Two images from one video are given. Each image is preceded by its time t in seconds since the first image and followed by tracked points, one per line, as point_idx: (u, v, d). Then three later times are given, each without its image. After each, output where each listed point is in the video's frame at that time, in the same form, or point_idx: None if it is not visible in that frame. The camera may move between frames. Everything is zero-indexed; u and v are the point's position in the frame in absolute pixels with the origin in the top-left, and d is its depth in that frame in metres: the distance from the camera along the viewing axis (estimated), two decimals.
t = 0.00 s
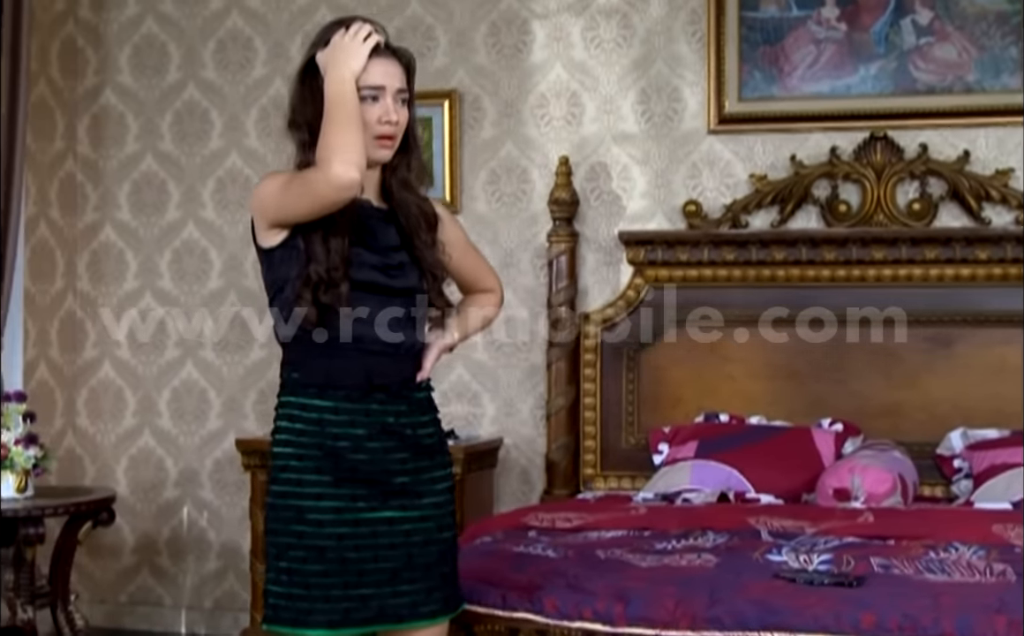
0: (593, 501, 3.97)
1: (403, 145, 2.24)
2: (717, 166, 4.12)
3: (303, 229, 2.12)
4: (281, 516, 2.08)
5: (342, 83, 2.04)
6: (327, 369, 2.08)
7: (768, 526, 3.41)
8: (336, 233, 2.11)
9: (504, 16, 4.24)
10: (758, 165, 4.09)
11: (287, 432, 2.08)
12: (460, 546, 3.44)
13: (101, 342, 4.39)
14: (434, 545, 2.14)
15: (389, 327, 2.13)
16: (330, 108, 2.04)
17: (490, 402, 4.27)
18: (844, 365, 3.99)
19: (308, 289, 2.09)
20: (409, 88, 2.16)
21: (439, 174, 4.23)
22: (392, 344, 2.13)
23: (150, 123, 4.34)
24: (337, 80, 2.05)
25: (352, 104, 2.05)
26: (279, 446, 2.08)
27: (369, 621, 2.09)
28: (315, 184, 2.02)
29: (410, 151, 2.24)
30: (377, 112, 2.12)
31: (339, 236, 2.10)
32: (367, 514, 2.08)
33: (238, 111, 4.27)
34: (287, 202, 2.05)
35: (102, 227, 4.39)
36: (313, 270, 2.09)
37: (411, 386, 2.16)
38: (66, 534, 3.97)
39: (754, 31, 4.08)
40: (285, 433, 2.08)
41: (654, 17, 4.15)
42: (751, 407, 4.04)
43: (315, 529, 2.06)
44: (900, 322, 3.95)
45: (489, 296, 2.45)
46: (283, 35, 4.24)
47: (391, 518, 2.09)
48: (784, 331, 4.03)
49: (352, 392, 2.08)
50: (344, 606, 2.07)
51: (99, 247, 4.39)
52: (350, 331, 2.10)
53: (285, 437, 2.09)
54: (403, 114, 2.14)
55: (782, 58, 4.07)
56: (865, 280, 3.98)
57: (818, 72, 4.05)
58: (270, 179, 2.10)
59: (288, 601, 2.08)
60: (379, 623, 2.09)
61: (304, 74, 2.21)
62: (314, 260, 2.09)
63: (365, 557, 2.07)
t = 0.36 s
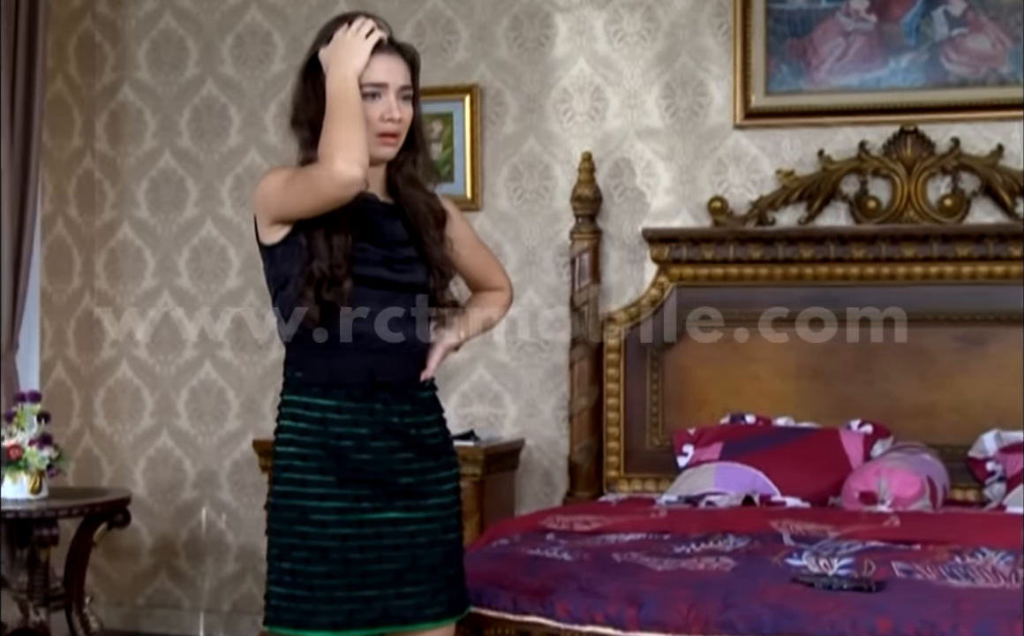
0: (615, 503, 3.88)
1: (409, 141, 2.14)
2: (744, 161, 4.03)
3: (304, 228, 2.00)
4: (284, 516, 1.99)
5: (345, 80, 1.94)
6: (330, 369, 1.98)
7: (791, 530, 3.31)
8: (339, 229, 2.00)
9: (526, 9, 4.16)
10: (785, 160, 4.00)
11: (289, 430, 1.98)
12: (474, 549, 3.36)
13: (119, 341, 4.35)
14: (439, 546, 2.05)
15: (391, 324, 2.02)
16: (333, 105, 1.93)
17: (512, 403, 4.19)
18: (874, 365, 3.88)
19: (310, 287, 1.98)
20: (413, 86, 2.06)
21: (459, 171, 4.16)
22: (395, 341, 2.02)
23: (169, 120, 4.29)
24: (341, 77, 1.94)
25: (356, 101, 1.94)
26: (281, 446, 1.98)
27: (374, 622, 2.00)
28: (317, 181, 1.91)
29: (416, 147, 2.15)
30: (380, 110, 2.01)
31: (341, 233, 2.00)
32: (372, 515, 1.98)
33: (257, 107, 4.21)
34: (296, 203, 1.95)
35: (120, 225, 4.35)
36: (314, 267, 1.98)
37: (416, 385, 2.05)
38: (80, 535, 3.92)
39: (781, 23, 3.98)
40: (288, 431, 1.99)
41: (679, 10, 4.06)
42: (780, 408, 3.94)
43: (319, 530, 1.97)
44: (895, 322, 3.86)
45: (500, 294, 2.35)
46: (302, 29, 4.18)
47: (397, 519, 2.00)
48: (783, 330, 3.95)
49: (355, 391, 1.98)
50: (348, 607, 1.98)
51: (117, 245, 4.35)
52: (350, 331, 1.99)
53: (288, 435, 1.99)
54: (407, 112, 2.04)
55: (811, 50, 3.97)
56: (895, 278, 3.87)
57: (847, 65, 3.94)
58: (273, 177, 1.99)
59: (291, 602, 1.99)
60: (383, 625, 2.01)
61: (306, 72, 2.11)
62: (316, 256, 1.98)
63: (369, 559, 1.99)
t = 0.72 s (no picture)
0: (635, 504, 3.83)
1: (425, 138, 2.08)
2: (767, 158, 3.98)
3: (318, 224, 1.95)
4: (296, 514, 1.93)
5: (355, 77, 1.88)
6: (343, 366, 1.92)
7: (811, 532, 3.25)
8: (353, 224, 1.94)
9: (547, 5, 4.13)
10: (809, 157, 3.94)
11: (301, 427, 1.92)
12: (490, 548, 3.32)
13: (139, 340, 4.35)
14: (452, 545, 1.99)
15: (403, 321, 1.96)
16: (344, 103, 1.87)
17: (533, 402, 4.15)
18: (900, 365, 3.81)
19: (323, 283, 1.92)
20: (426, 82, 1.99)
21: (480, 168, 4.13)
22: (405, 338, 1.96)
23: (189, 117, 4.29)
24: (350, 75, 1.88)
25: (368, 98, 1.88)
26: (294, 443, 1.92)
27: (386, 622, 1.94)
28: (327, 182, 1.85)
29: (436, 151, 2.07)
30: (390, 108, 1.95)
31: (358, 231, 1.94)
32: (384, 514, 1.92)
33: (277, 104, 4.19)
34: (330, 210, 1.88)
35: (140, 223, 4.35)
36: (328, 263, 1.92)
37: (430, 384, 1.99)
38: (98, 534, 3.91)
39: (805, 18, 3.93)
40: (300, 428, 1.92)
41: (701, 5, 4.02)
42: (806, 408, 3.88)
43: (331, 528, 1.91)
44: (901, 321, 3.82)
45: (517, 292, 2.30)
46: (322, 26, 4.16)
47: (409, 517, 1.94)
48: (784, 330, 3.91)
49: (368, 390, 1.92)
50: (361, 607, 1.92)
51: (138, 244, 4.35)
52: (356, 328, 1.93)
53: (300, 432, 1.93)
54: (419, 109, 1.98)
55: (835, 46, 3.92)
56: (920, 276, 3.81)
57: (872, 60, 3.89)
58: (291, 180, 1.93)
59: (301, 602, 1.93)
60: (396, 624, 1.94)
61: (316, 72, 2.04)
62: (328, 253, 1.93)
63: (381, 557, 1.93)
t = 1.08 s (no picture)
0: (654, 505, 3.79)
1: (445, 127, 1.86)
2: (788, 155, 3.93)
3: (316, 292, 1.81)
4: (310, 509, 1.81)
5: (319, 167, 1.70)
6: (356, 366, 1.76)
7: (828, 533, 3.21)
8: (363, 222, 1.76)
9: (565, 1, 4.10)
10: (831, 154, 3.90)
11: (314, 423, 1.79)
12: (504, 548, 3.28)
13: (157, 339, 4.34)
14: (472, 546, 1.83)
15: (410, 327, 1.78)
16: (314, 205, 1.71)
17: (552, 402, 4.12)
18: (923, 365, 3.75)
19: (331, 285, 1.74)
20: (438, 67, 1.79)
21: (499, 166, 4.10)
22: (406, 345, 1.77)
23: (207, 115, 4.28)
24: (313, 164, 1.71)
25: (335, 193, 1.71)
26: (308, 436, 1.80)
27: (398, 620, 1.82)
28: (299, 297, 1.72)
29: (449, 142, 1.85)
30: (397, 97, 1.74)
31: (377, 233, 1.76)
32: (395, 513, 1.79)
33: (296, 102, 4.21)
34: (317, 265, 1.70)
35: (158, 222, 4.34)
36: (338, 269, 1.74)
37: (448, 385, 1.80)
38: (115, 533, 3.89)
39: (827, 14, 3.88)
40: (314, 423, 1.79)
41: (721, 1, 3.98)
42: (827, 408, 3.81)
43: (341, 524, 1.79)
44: (900, 321, 3.78)
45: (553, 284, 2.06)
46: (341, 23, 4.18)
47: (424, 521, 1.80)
48: (784, 330, 3.87)
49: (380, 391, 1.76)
50: (370, 603, 1.80)
51: (155, 242, 4.34)
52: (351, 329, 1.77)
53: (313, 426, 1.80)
54: (432, 93, 1.77)
55: (857, 41, 3.87)
56: (942, 275, 3.75)
57: (895, 56, 3.84)
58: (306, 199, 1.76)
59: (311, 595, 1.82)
60: (408, 624, 1.82)
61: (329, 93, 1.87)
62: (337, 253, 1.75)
63: (392, 555, 1.80)
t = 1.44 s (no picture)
0: (675, 505, 3.77)
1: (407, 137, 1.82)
2: (810, 155, 3.91)
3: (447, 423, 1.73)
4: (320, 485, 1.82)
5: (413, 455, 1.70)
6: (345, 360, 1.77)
7: (845, 534, 3.19)
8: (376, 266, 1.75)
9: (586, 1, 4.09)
10: (853, 154, 3.87)
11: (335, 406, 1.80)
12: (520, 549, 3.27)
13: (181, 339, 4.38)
14: (407, 547, 1.72)
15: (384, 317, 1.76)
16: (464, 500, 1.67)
17: (574, 403, 4.10)
18: (947, 365, 3.71)
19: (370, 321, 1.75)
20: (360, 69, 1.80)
21: (519, 167, 4.10)
22: (364, 347, 1.75)
23: (230, 116, 4.33)
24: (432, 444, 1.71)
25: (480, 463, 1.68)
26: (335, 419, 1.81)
27: (341, 597, 1.75)
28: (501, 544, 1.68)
29: (415, 148, 1.78)
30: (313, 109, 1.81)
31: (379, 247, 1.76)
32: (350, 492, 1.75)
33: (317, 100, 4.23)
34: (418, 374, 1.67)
35: (182, 223, 4.39)
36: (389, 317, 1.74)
37: (411, 388, 1.72)
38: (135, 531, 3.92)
39: (849, 13, 3.85)
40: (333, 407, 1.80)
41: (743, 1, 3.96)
42: (850, 409, 3.79)
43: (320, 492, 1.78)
44: (900, 320, 3.76)
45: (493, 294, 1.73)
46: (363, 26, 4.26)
47: (401, 529, 1.71)
48: (783, 330, 3.87)
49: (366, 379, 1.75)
50: (322, 573, 1.76)
51: (179, 243, 4.39)
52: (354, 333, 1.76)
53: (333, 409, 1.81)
54: (336, 92, 1.80)
55: (879, 40, 3.84)
56: (965, 276, 3.71)
57: (917, 55, 3.81)
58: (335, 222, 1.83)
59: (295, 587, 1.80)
60: (347, 605, 1.75)
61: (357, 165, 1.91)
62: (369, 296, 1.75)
63: (344, 530, 1.75)
